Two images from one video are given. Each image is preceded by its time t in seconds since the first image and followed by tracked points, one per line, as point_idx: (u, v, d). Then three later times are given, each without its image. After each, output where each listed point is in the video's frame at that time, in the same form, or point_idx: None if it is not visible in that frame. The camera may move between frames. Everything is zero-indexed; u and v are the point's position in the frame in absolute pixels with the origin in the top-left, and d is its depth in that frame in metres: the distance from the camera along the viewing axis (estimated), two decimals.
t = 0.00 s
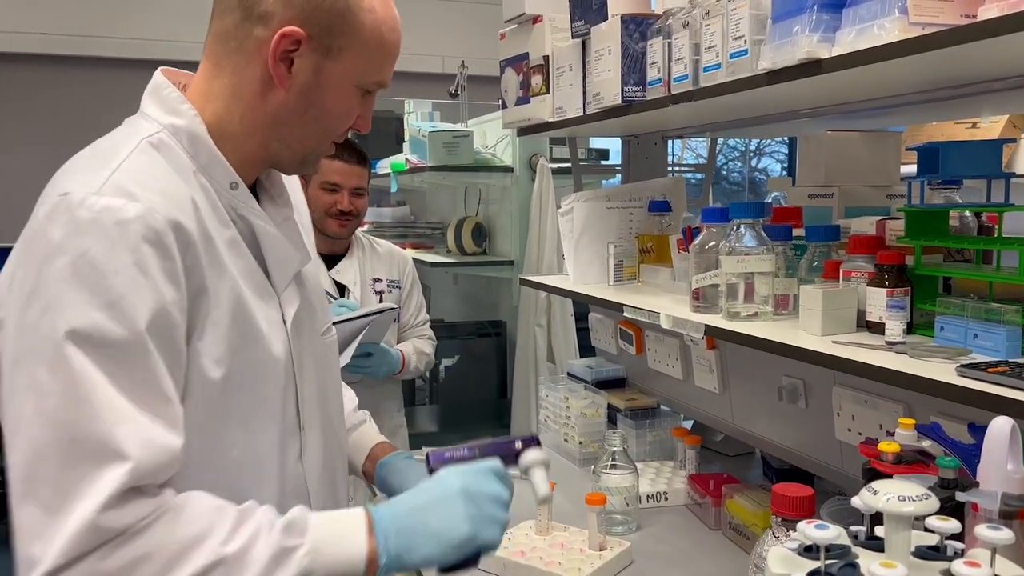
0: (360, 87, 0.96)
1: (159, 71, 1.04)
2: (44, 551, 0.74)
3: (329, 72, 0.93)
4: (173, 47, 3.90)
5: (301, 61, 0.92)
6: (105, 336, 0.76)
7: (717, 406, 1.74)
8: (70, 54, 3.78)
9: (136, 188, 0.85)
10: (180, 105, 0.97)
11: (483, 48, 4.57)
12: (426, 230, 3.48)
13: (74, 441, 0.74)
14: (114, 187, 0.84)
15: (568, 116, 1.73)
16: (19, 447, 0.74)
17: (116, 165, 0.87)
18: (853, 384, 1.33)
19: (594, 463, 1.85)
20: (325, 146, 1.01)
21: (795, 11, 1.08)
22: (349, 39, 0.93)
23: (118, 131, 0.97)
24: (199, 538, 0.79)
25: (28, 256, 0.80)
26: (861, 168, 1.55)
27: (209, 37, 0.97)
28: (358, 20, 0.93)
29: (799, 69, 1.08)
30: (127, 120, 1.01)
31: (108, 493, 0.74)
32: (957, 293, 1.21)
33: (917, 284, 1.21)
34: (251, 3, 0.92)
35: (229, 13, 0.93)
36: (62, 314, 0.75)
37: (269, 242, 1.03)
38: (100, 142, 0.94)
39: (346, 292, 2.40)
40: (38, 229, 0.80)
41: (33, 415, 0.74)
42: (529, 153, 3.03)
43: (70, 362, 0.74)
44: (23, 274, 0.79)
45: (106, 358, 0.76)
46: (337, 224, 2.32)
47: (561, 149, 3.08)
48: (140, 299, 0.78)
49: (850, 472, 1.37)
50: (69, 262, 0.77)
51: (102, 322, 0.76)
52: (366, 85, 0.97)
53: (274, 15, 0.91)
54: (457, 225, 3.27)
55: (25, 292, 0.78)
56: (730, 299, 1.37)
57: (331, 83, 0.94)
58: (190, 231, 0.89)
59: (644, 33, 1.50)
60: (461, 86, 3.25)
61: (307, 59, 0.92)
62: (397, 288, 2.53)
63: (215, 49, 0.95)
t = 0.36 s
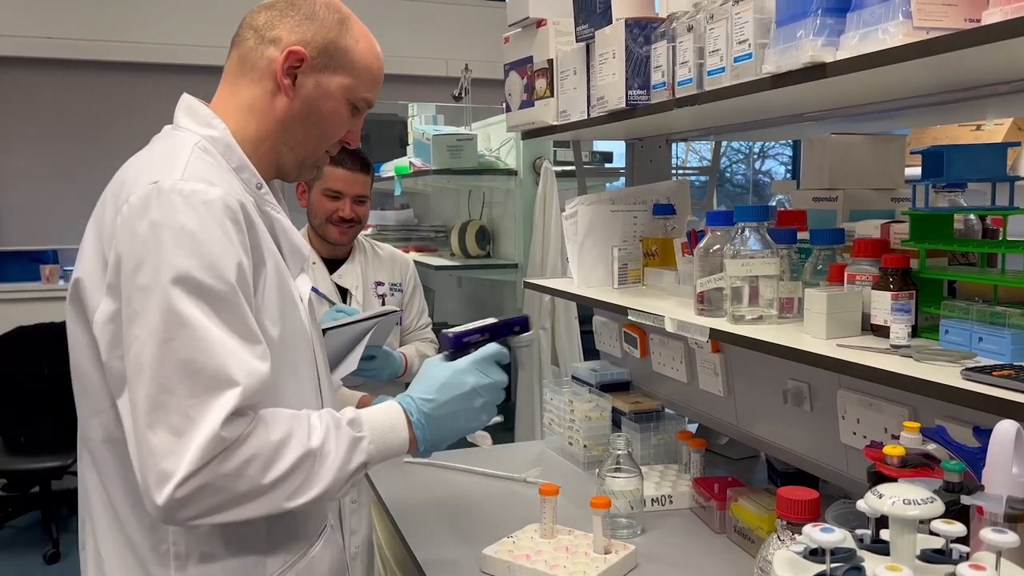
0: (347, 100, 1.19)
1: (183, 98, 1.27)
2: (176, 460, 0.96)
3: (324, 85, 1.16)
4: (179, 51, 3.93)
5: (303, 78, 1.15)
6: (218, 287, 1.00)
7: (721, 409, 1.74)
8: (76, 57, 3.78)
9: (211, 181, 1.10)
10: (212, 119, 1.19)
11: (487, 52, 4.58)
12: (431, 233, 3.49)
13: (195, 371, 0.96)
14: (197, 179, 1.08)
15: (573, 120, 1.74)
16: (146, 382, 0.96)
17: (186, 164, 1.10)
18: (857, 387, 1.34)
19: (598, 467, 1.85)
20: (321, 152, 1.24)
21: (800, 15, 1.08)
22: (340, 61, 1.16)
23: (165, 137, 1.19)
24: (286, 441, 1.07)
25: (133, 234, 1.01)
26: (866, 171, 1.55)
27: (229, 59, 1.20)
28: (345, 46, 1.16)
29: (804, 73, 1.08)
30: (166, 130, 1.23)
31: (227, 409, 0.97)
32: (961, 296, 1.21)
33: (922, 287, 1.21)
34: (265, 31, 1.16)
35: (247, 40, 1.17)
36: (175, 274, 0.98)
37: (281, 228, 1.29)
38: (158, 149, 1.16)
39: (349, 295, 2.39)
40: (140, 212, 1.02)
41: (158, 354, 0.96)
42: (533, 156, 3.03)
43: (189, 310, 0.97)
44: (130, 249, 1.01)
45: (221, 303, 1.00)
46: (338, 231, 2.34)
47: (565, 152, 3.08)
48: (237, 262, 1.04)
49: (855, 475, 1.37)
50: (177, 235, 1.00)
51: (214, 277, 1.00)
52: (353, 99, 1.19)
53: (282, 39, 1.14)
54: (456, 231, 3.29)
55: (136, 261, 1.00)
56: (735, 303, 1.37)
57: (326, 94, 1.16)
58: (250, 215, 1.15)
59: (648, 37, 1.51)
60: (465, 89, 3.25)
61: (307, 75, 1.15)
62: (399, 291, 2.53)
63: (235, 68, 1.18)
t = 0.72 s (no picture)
0: (345, 109, 1.26)
1: (200, 108, 1.35)
2: (187, 438, 1.06)
3: (323, 95, 1.24)
4: (182, 55, 3.95)
5: (304, 89, 1.23)
6: (228, 281, 1.08)
7: (724, 412, 1.74)
8: (81, 61, 3.80)
9: (222, 181, 1.17)
10: (222, 126, 1.26)
11: (490, 56, 4.58)
12: (434, 236, 3.46)
13: (205, 359, 1.05)
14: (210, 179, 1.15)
15: (575, 124, 1.74)
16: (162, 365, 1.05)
17: (199, 164, 1.17)
18: (860, 391, 1.34)
19: (601, 469, 1.85)
20: (321, 158, 1.32)
21: (802, 20, 1.09)
22: (338, 73, 1.24)
23: (181, 143, 1.26)
24: (289, 426, 1.15)
25: (151, 231, 1.09)
26: (867, 174, 1.55)
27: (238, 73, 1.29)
28: (342, 60, 1.24)
29: (805, 77, 1.08)
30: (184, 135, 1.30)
31: (231, 396, 1.06)
32: (963, 299, 1.21)
33: (924, 290, 1.21)
34: (270, 48, 1.24)
35: (255, 57, 1.25)
36: (190, 269, 1.06)
37: (286, 230, 1.34)
38: (176, 152, 1.23)
39: (351, 298, 2.39)
40: (157, 210, 1.09)
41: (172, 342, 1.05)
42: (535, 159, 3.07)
43: (202, 304, 1.05)
44: (147, 244, 1.08)
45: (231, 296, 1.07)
46: (341, 234, 2.33)
47: (567, 155, 3.08)
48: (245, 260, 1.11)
49: (857, 478, 1.38)
50: (190, 232, 1.08)
51: (224, 272, 1.07)
52: (350, 108, 1.27)
53: (285, 55, 1.23)
54: (455, 237, 3.35)
55: (153, 256, 1.08)
56: (737, 306, 1.38)
57: (323, 103, 1.24)
58: (257, 212, 1.22)
59: (650, 41, 1.51)
60: (467, 93, 3.26)
61: (306, 86, 1.23)
62: (400, 294, 2.53)
63: (242, 82, 1.27)
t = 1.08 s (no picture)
0: (346, 112, 1.27)
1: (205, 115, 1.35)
2: (201, 431, 1.05)
3: (325, 99, 1.25)
4: (185, 58, 3.95)
5: (306, 94, 1.24)
6: (238, 274, 1.08)
7: (727, 414, 1.74)
8: (85, 64, 3.80)
9: (229, 180, 1.18)
10: (227, 131, 1.26)
11: (492, 58, 4.59)
12: (436, 238, 3.41)
13: (220, 351, 1.06)
14: (217, 179, 1.16)
15: (578, 126, 1.75)
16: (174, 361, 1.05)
17: (206, 165, 1.18)
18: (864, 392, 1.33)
19: (604, 471, 1.85)
20: (324, 160, 1.32)
21: (804, 22, 1.09)
22: (339, 77, 1.25)
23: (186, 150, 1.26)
24: (299, 416, 1.15)
25: (162, 232, 1.10)
26: (870, 176, 1.55)
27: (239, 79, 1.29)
28: (343, 63, 1.25)
29: (808, 79, 1.08)
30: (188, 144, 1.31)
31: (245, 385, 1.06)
32: (965, 301, 1.21)
33: (927, 292, 1.21)
34: (272, 54, 1.25)
35: (255, 62, 1.26)
36: (199, 266, 1.07)
37: (292, 230, 1.35)
38: (182, 157, 1.23)
39: (351, 299, 2.40)
40: (169, 210, 1.11)
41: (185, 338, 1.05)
42: (537, 163, 3.07)
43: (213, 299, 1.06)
44: (160, 244, 1.09)
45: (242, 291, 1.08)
46: (341, 235, 2.34)
47: (569, 158, 3.09)
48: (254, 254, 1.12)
49: (860, 480, 1.38)
50: (200, 230, 1.09)
51: (234, 265, 1.08)
52: (351, 111, 1.28)
53: (286, 60, 1.24)
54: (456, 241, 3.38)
55: (165, 255, 1.08)
56: (740, 308, 1.37)
57: (325, 107, 1.25)
58: (263, 211, 1.23)
59: (653, 43, 1.51)
60: (469, 96, 3.27)
61: (308, 91, 1.24)
62: (401, 295, 2.54)
63: (244, 88, 1.27)
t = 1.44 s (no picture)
0: (352, 106, 1.26)
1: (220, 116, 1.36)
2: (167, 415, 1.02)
3: (331, 94, 1.23)
4: (185, 58, 3.95)
5: (312, 90, 1.23)
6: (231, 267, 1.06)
7: (727, 415, 1.74)
8: (86, 64, 3.81)
9: (233, 178, 1.17)
10: (237, 132, 1.27)
11: (493, 59, 4.59)
12: (436, 239, 3.44)
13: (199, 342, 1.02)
14: (219, 177, 1.15)
15: (578, 126, 1.75)
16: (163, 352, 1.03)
17: (215, 166, 1.17)
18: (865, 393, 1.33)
19: (604, 471, 1.85)
20: (334, 155, 1.31)
21: (805, 22, 1.09)
22: (343, 72, 1.23)
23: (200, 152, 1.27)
24: (270, 414, 1.02)
25: (161, 225, 1.09)
26: (872, 176, 1.55)
27: (246, 79, 1.29)
28: (346, 58, 1.24)
29: (810, 79, 1.08)
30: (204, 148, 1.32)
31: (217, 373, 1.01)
32: (967, 301, 1.21)
33: (928, 292, 1.21)
34: (275, 53, 1.24)
35: (261, 62, 1.25)
36: (196, 257, 1.05)
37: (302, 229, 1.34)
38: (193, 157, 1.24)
39: (350, 300, 2.42)
40: (169, 203, 1.10)
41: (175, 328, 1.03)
42: (538, 164, 3.06)
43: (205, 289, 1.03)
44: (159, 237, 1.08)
45: (236, 282, 1.05)
46: (340, 235, 2.34)
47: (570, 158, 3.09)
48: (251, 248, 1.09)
49: (861, 480, 1.38)
50: (198, 222, 1.08)
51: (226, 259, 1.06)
52: (358, 105, 1.26)
53: (290, 58, 1.23)
54: (456, 241, 3.41)
55: (163, 247, 1.07)
56: (741, 308, 1.37)
57: (331, 102, 1.24)
58: (270, 210, 1.21)
59: (654, 43, 1.51)
60: (469, 96, 3.27)
61: (314, 87, 1.23)
62: (402, 295, 2.54)
63: (251, 88, 1.27)
